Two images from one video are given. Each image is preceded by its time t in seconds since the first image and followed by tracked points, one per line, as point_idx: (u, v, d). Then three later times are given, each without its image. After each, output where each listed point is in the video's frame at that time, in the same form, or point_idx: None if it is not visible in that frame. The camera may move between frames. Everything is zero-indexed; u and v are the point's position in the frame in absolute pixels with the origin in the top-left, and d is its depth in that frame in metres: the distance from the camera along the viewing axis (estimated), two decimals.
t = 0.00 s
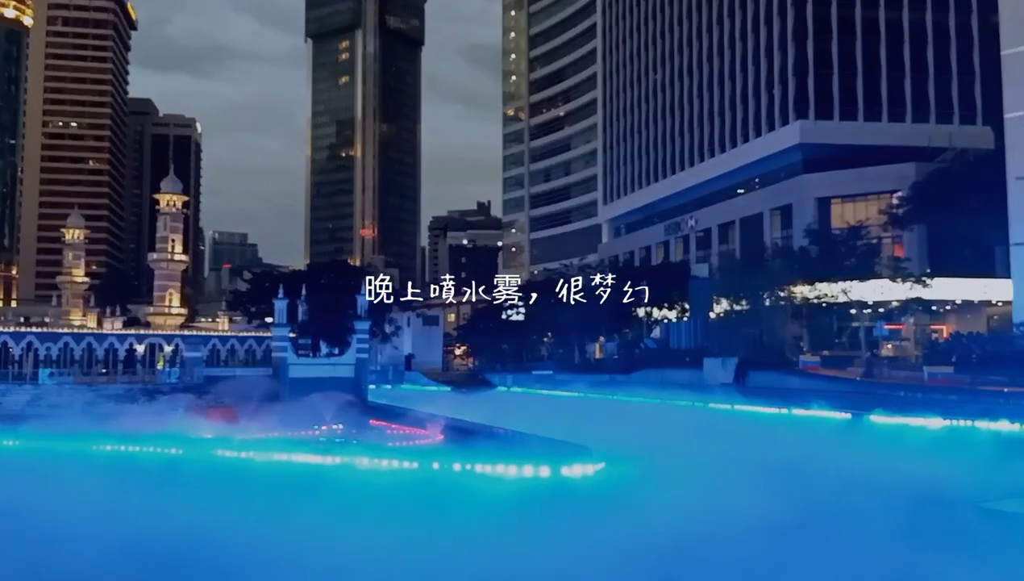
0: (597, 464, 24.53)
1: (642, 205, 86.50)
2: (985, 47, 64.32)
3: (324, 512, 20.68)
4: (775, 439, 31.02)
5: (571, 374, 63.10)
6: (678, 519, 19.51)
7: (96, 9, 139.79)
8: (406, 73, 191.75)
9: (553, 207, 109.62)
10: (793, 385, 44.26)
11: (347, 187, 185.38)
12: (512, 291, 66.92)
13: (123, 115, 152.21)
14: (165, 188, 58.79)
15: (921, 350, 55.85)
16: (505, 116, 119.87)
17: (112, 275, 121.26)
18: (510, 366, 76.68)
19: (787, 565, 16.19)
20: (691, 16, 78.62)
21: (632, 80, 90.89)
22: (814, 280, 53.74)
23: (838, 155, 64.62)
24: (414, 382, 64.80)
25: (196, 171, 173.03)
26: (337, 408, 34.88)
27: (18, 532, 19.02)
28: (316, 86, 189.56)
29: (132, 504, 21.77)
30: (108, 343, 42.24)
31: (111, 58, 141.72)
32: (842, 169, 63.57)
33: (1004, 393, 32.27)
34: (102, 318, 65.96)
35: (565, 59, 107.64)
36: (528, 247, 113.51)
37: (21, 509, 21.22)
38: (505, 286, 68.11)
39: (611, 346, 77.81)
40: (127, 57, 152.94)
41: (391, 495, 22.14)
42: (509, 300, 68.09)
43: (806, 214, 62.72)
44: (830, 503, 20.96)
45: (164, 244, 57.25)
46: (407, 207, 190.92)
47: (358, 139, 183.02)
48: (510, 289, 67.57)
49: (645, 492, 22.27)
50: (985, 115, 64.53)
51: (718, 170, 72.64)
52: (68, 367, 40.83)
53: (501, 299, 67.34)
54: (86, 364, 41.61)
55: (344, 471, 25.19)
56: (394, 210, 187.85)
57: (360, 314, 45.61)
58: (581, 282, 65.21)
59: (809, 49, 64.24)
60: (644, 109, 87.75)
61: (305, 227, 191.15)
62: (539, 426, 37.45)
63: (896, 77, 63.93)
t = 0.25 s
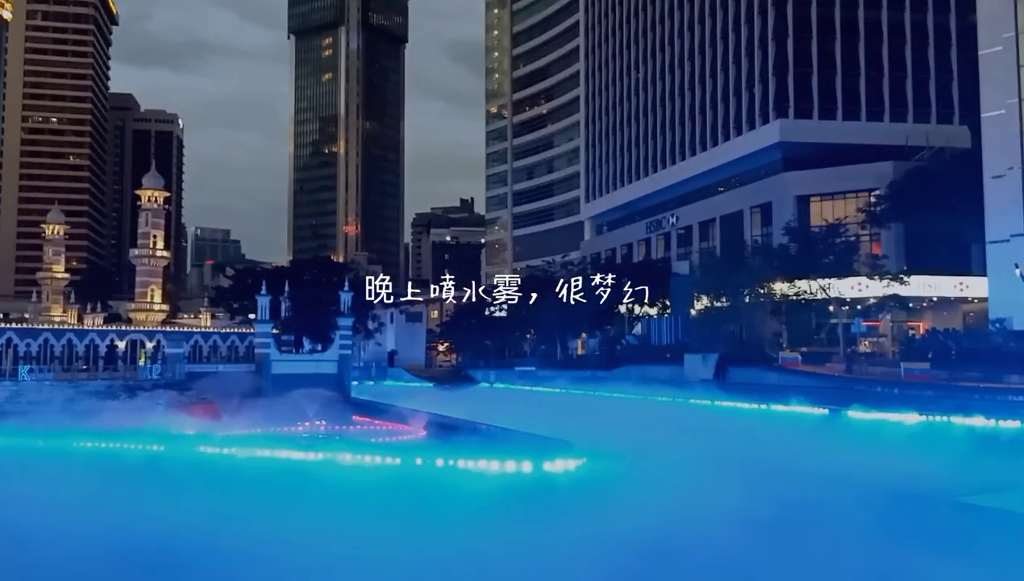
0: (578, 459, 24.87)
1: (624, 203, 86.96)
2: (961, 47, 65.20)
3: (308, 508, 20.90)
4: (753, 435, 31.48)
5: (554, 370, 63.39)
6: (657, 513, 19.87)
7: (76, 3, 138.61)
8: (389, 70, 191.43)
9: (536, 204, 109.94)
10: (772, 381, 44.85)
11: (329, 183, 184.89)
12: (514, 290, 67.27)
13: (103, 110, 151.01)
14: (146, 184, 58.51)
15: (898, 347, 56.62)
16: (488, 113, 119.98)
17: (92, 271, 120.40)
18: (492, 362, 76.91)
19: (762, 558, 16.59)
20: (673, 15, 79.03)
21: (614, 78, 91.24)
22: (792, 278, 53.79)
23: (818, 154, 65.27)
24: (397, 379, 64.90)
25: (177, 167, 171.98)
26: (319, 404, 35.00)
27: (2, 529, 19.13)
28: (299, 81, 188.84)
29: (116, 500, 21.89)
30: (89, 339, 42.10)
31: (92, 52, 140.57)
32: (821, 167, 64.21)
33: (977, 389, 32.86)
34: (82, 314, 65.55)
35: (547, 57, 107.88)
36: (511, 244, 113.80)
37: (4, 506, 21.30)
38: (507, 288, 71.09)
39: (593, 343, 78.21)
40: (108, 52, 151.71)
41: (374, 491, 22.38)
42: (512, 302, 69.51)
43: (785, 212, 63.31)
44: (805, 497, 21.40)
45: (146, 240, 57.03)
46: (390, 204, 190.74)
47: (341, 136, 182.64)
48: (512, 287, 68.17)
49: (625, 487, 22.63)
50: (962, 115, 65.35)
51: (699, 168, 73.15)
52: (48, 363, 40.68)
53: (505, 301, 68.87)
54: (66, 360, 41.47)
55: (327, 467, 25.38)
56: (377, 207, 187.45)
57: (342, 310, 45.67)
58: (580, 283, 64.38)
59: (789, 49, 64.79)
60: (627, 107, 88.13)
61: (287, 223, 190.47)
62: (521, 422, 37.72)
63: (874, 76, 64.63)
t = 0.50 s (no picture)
0: (563, 458, 24.84)
1: (608, 202, 87.07)
2: (943, 48, 65.67)
3: (290, 507, 20.77)
4: (737, 433, 31.55)
5: (538, 369, 63.44)
6: (641, 512, 19.86)
7: None
8: (373, 67, 190.83)
9: (521, 203, 109.98)
10: (755, 380, 45.07)
11: (313, 181, 184.22)
12: (516, 291, 63.89)
13: (84, 106, 149.69)
14: (127, 181, 58.02)
15: (880, 346, 57.08)
16: (473, 112, 119.87)
17: (73, 269, 119.43)
18: (477, 361, 76.90)
19: (745, 556, 16.62)
20: (657, 14, 79.17)
21: (599, 77, 91.35)
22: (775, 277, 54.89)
23: (801, 154, 65.60)
24: (381, 378, 64.74)
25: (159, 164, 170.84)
26: (303, 403, 34.84)
27: None
28: (283, 79, 187.88)
29: (96, 500, 21.68)
30: (70, 338, 41.72)
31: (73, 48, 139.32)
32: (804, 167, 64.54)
33: (959, 388, 33.05)
34: (64, 312, 65.00)
35: (532, 55, 107.83)
36: (496, 242, 113.82)
37: None
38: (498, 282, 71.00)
39: (578, 342, 78.32)
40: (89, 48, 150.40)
41: (357, 490, 22.27)
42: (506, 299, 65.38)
43: (769, 212, 63.60)
44: (788, 496, 21.46)
45: (127, 238, 56.60)
46: (375, 202, 190.23)
47: (325, 133, 182.05)
48: (512, 287, 64.94)
49: (609, 486, 22.61)
50: (943, 116, 65.88)
51: (683, 167, 73.35)
52: (29, 362, 40.34)
53: (500, 298, 65.05)
54: (47, 359, 41.13)
55: (311, 466, 25.23)
56: (361, 205, 186.85)
57: (327, 309, 45.46)
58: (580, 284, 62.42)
59: (773, 49, 65.02)
60: (611, 106, 88.26)
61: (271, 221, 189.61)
62: (506, 421, 37.71)
63: (857, 77, 65.02)
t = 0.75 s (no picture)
0: (551, 457, 24.85)
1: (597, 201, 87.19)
2: (929, 49, 66.08)
3: (278, 507, 20.70)
4: (725, 432, 31.64)
5: (527, 368, 63.50)
6: (628, 511, 19.91)
7: None
8: (362, 66, 190.43)
9: (510, 202, 110.04)
10: (743, 379, 45.26)
11: (302, 179, 183.75)
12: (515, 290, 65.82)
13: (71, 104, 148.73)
14: (114, 179, 57.65)
15: (866, 345, 57.41)
16: (461, 111, 119.79)
17: (59, 268, 118.66)
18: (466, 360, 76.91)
19: (731, 554, 16.67)
20: (645, 14, 79.34)
21: (587, 76, 91.46)
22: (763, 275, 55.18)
23: (788, 154, 65.87)
24: (369, 377, 64.64)
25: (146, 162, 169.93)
26: (291, 403, 34.75)
27: None
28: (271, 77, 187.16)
29: (82, 500, 21.56)
30: (55, 337, 41.44)
31: (59, 46, 138.44)
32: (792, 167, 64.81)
33: (944, 387, 33.24)
34: (49, 311, 64.56)
35: (521, 54, 107.83)
36: (485, 242, 113.85)
37: None
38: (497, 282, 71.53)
39: (566, 341, 78.44)
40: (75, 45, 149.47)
41: (345, 490, 22.22)
42: (507, 300, 67.35)
43: (757, 212, 63.83)
44: (774, 494, 21.54)
45: (114, 236, 56.27)
46: (363, 201, 189.94)
47: (313, 132, 181.67)
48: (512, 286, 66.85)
49: (597, 485, 22.64)
50: (929, 116, 66.29)
51: (671, 167, 73.56)
52: (14, 361, 40.07)
53: (499, 299, 66.92)
54: (33, 358, 40.86)
55: (299, 466, 25.15)
56: (349, 204, 186.52)
57: (314, 308, 45.36)
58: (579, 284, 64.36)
59: (761, 49, 65.16)
60: (600, 106, 88.38)
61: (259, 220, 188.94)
62: (494, 420, 37.73)
63: (844, 77, 65.28)
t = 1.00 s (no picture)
0: (540, 459, 24.81)
1: (586, 203, 87.29)
2: (916, 54, 66.47)
3: (265, 509, 20.60)
4: (714, 434, 31.71)
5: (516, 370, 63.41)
6: (616, 513, 19.88)
7: None
8: (351, 67, 190.13)
9: (499, 204, 110.05)
10: (731, 381, 45.37)
11: (291, 180, 183.28)
12: (515, 291, 66.91)
13: (57, 103, 147.90)
14: (100, 179, 57.28)
15: (853, 348, 57.66)
16: (451, 112, 119.74)
17: (45, 268, 117.86)
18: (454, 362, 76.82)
19: (719, 556, 16.66)
20: (635, 16, 79.46)
21: (577, 79, 91.58)
22: (752, 277, 55.46)
23: (777, 156, 66.09)
24: (358, 379, 64.44)
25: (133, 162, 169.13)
26: (279, 404, 34.57)
27: None
28: (259, 77, 186.57)
29: (67, 502, 21.40)
30: (41, 338, 41.13)
31: (46, 45, 137.67)
32: (780, 170, 65.06)
33: (930, 389, 33.42)
34: (35, 312, 64.11)
35: (511, 56, 107.88)
36: (474, 243, 113.82)
37: None
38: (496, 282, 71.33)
39: (555, 343, 78.48)
40: (62, 44, 148.64)
41: (333, 492, 22.10)
42: (508, 300, 69.02)
43: (745, 214, 64.01)
44: (761, 496, 21.60)
45: (100, 237, 55.90)
46: (352, 202, 189.57)
47: (302, 133, 181.27)
48: (512, 287, 67.97)
49: (586, 486, 22.64)
50: (916, 120, 66.65)
51: (660, 169, 73.73)
52: None
53: (500, 299, 68.35)
54: (18, 359, 40.59)
55: (287, 468, 25.02)
56: (338, 205, 186.18)
57: (303, 309, 45.13)
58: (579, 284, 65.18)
59: (750, 52, 65.35)
60: (589, 108, 88.57)
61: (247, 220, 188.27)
62: (482, 422, 37.67)
63: (832, 81, 65.56)
